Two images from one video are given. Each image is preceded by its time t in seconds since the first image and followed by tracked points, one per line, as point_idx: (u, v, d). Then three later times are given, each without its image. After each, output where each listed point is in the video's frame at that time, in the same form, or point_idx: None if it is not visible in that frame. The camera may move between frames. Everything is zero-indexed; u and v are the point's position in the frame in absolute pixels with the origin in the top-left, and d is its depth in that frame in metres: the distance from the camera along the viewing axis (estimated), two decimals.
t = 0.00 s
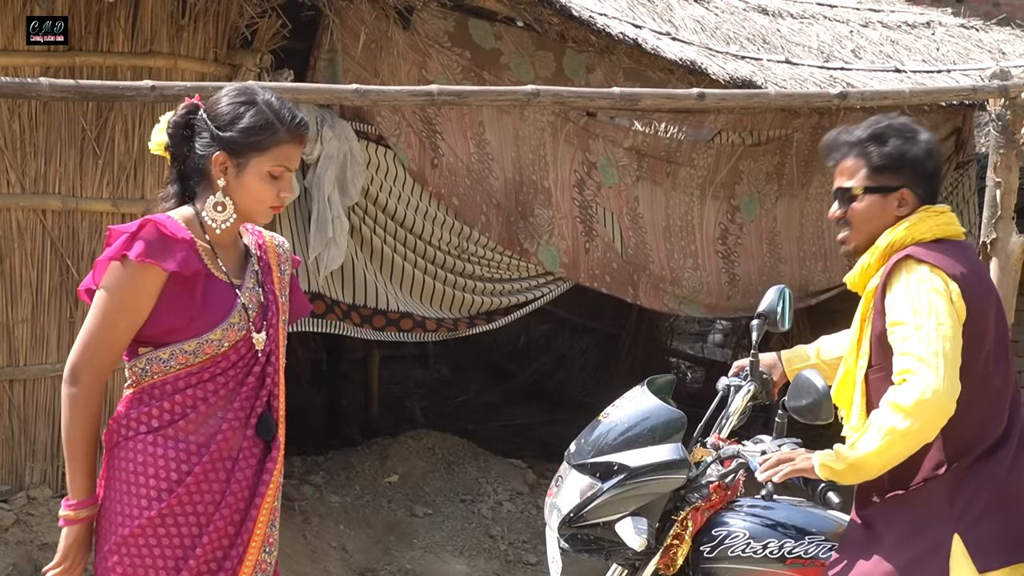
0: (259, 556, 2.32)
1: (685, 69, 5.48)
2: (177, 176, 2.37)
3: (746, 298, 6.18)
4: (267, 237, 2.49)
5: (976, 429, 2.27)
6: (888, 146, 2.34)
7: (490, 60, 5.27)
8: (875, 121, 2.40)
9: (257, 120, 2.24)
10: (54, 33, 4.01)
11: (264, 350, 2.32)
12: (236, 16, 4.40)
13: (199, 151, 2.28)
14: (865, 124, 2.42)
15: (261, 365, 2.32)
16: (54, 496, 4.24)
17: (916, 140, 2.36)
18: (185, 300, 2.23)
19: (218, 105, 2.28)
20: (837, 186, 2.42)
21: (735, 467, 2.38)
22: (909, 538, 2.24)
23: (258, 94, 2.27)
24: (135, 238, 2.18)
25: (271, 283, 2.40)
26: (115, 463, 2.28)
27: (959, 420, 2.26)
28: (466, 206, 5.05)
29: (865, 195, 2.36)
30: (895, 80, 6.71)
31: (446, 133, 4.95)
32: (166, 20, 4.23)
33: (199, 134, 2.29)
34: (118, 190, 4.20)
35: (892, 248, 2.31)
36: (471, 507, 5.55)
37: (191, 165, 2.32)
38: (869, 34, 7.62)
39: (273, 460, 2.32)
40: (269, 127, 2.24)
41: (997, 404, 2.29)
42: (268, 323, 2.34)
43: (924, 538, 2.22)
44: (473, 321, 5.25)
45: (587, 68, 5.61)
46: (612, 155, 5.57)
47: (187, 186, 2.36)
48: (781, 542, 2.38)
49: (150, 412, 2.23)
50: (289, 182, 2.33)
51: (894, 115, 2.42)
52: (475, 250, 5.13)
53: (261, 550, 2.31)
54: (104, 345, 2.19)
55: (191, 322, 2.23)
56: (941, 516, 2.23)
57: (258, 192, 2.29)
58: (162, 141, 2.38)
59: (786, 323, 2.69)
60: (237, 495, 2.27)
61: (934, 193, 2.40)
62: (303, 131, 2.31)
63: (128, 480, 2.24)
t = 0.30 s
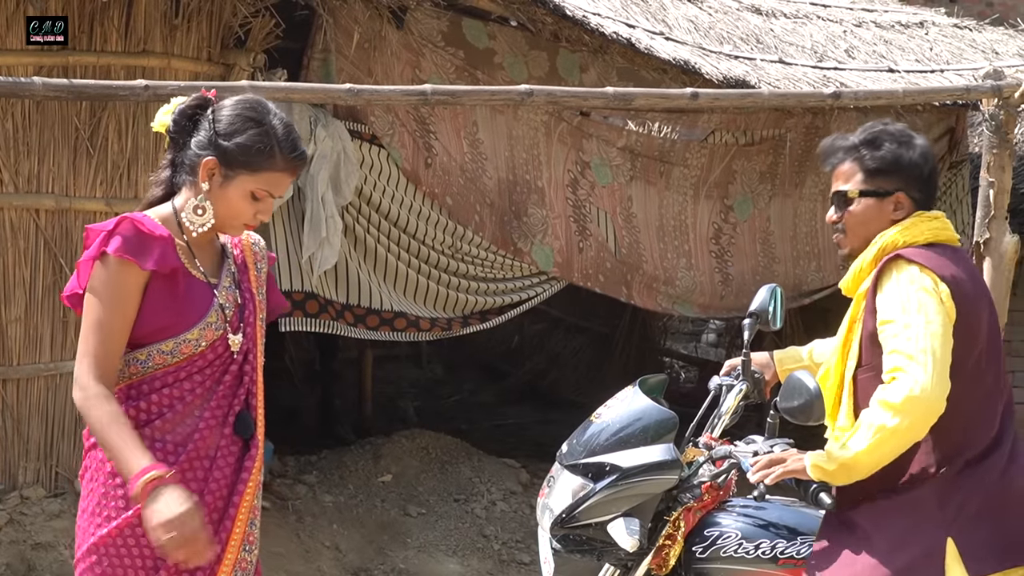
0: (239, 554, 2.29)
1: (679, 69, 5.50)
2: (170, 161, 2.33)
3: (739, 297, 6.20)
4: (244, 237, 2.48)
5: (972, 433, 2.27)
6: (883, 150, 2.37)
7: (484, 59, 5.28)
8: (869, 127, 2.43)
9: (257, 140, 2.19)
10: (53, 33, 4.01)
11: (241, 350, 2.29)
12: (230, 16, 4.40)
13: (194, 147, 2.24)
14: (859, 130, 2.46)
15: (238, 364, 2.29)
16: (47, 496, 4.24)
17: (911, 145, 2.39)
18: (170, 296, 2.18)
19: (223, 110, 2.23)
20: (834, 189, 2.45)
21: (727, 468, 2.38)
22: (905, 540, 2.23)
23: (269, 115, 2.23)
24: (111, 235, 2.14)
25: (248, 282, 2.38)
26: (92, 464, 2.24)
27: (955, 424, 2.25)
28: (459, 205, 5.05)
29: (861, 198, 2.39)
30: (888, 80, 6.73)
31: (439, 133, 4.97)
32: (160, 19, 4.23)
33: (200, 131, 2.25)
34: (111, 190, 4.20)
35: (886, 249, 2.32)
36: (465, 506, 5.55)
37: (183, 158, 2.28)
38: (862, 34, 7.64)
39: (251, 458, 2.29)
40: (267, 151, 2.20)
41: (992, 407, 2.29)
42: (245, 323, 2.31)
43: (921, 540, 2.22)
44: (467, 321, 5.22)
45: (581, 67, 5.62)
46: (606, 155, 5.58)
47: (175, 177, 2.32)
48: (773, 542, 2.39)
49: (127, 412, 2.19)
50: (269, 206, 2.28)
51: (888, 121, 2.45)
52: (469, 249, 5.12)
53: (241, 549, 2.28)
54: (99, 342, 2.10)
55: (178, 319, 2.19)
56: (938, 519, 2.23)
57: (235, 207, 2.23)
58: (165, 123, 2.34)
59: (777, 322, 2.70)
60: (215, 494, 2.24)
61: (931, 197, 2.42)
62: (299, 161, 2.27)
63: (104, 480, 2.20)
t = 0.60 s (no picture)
0: (232, 551, 2.33)
1: (678, 68, 5.49)
2: (155, 159, 2.32)
3: (738, 296, 6.20)
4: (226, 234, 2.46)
5: (990, 440, 2.27)
6: (932, 147, 2.34)
7: (484, 59, 5.28)
8: (925, 120, 2.39)
9: (244, 140, 2.19)
10: (54, 33, 4.02)
11: (230, 347, 2.31)
12: (229, 15, 4.40)
13: (181, 146, 2.23)
14: (915, 120, 2.41)
15: (228, 362, 2.32)
16: (48, 494, 4.25)
17: (962, 147, 2.36)
18: (166, 297, 2.19)
19: (209, 108, 2.23)
20: (874, 173, 2.42)
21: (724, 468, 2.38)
22: (926, 541, 2.19)
23: (257, 114, 2.23)
24: (101, 240, 2.13)
25: (234, 280, 2.39)
26: (85, 465, 2.27)
27: (974, 428, 2.25)
28: (460, 204, 5.05)
29: (901, 188, 2.36)
30: (888, 80, 6.73)
31: (439, 132, 4.96)
32: (160, 18, 4.23)
33: (187, 128, 2.24)
34: (111, 189, 4.21)
35: (914, 248, 2.31)
36: (464, 505, 5.56)
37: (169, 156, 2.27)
38: (862, 33, 7.64)
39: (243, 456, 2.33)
40: (255, 150, 2.20)
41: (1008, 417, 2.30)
42: (233, 321, 2.33)
43: (942, 542, 2.18)
44: (468, 320, 5.22)
45: (580, 67, 5.62)
46: (605, 154, 5.58)
47: (160, 175, 2.31)
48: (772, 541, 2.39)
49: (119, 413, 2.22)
50: (255, 204, 2.28)
51: (945, 118, 2.41)
52: (469, 248, 5.14)
53: (233, 545, 2.33)
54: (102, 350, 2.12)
55: (177, 318, 2.20)
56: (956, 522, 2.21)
57: (221, 206, 2.23)
58: (151, 120, 2.33)
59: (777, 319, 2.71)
60: (208, 492, 2.27)
61: (969, 203, 2.40)
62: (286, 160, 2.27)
63: (98, 481, 2.24)
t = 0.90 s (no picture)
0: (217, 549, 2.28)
1: (670, 68, 5.50)
2: (133, 158, 2.25)
3: (730, 295, 6.21)
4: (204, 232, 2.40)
5: (981, 442, 2.27)
6: (928, 146, 2.34)
7: (476, 58, 5.28)
8: (920, 119, 2.39)
9: (224, 136, 2.13)
10: (53, 33, 4.03)
11: (213, 346, 2.25)
12: (221, 14, 4.41)
13: (159, 144, 2.16)
14: (909, 119, 2.41)
15: (212, 360, 2.26)
16: (38, 494, 4.25)
17: (957, 147, 2.36)
18: (155, 295, 2.13)
19: (186, 106, 2.16)
20: (867, 170, 2.42)
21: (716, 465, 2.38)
22: (913, 551, 2.21)
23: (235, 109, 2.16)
24: (84, 239, 2.06)
25: (215, 278, 2.33)
26: (69, 465, 2.22)
27: (965, 430, 2.25)
28: (452, 203, 5.03)
29: (894, 187, 2.36)
30: (880, 79, 6.74)
31: (431, 131, 4.93)
32: (152, 17, 4.22)
33: (164, 125, 2.17)
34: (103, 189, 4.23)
35: (907, 249, 2.33)
36: (456, 504, 5.56)
37: (147, 153, 2.20)
38: (854, 33, 7.66)
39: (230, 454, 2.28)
40: (235, 146, 2.13)
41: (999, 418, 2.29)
42: (216, 320, 2.27)
43: (930, 550, 2.20)
44: (459, 319, 5.26)
45: (572, 66, 5.62)
46: (597, 154, 5.58)
47: (138, 173, 2.24)
48: (763, 540, 2.42)
49: (104, 412, 2.17)
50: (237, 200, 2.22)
51: (939, 117, 2.42)
52: (461, 248, 5.19)
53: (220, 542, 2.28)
54: (103, 352, 2.06)
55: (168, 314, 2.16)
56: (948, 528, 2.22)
57: (202, 204, 2.17)
58: (127, 120, 2.26)
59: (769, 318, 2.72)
60: (195, 492, 2.22)
61: (960, 203, 2.41)
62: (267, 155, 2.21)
63: (83, 480, 2.18)
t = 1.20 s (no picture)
0: (222, 533, 2.25)
1: (664, 57, 5.51)
2: (120, 145, 2.22)
3: (723, 284, 6.23)
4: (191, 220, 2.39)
5: (967, 431, 2.29)
6: (885, 139, 2.37)
7: (470, 47, 5.28)
8: (874, 113, 2.41)
9: (212, 124, 2.11)
10: (53, 33, 4.03)
11: (204, 334, 2.23)
12: (215, 4, 4.40)
13: (147, 131, 2.15)
14: (863, 113, 2.43)
15: (202, 349, 2.24)
16: (32, 482, 4.27)
17: (912, 138, 2.39)
18: (148, 283, 2.12)
19: (174, 92, 2.14)
20: (824, 169, 2.44)
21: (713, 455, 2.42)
22: (907, 545, 2.23)
23: (224, 97, 2.14)
24: (76, 227, 2.04)
25: (202, 268, 2.32)
26: (60, 454, 2.19)
27: (949, 421, 2.27)
28: (446, 192, 5.06)
29: (855, 183, 2.38)
30: (874, 69, 6.75)
31: (425, 120, 4.97)
32: (145, 6, 4.22)
33: (152, 112, 2.15)
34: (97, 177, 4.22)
35: (877, 242, 2.33)
36: (450, 493, 5.58)
37: (134, 141, 2.18)
38: (848, 23, 7.66)
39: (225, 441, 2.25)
40: (223, 134, 2.12)
41: (984, 405, 2.32)
42: (206, 308, 2.25)
43: (924, 542, 2.22)
44: (453, 307, 5.27)
45: (566, 55, 5.62)
46: (591, 143, 5.59)
47: (125, 160, 2.21)
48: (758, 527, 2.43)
49: (95, 402, 2.15)
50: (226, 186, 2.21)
51: (892, 110, 2.44)
52: (455, 236, 5.15)
53: (224, 527, 2.25)
54: (98, 337, 2.05)
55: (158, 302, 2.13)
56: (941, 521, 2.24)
57: (192, 191, 2.16)
58: (114, 107, 2.24)
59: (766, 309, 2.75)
60: (189, 481, 2.20)
61: (920, 194, 2.43)
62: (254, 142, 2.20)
63: (74, 469, 2.15)
